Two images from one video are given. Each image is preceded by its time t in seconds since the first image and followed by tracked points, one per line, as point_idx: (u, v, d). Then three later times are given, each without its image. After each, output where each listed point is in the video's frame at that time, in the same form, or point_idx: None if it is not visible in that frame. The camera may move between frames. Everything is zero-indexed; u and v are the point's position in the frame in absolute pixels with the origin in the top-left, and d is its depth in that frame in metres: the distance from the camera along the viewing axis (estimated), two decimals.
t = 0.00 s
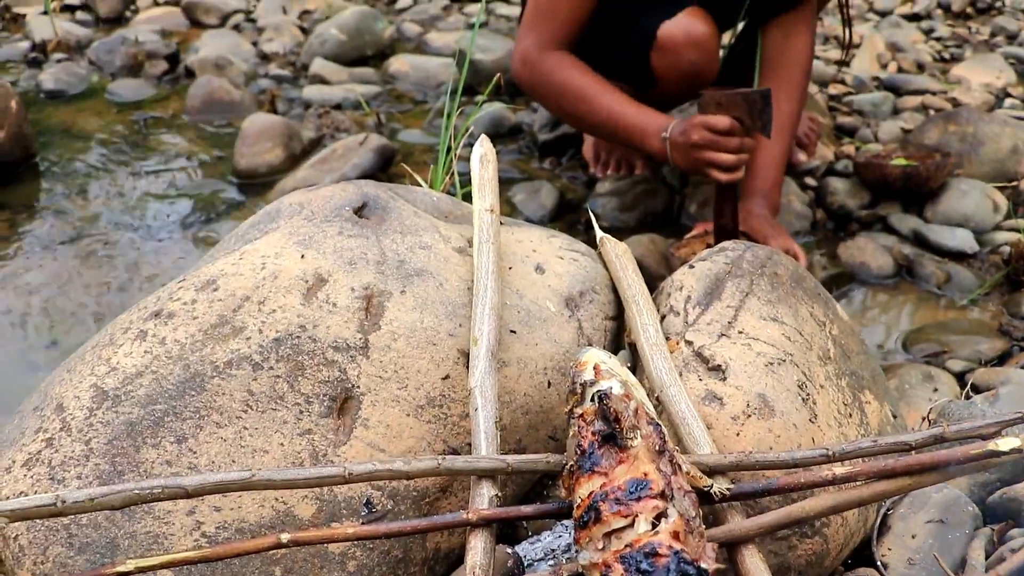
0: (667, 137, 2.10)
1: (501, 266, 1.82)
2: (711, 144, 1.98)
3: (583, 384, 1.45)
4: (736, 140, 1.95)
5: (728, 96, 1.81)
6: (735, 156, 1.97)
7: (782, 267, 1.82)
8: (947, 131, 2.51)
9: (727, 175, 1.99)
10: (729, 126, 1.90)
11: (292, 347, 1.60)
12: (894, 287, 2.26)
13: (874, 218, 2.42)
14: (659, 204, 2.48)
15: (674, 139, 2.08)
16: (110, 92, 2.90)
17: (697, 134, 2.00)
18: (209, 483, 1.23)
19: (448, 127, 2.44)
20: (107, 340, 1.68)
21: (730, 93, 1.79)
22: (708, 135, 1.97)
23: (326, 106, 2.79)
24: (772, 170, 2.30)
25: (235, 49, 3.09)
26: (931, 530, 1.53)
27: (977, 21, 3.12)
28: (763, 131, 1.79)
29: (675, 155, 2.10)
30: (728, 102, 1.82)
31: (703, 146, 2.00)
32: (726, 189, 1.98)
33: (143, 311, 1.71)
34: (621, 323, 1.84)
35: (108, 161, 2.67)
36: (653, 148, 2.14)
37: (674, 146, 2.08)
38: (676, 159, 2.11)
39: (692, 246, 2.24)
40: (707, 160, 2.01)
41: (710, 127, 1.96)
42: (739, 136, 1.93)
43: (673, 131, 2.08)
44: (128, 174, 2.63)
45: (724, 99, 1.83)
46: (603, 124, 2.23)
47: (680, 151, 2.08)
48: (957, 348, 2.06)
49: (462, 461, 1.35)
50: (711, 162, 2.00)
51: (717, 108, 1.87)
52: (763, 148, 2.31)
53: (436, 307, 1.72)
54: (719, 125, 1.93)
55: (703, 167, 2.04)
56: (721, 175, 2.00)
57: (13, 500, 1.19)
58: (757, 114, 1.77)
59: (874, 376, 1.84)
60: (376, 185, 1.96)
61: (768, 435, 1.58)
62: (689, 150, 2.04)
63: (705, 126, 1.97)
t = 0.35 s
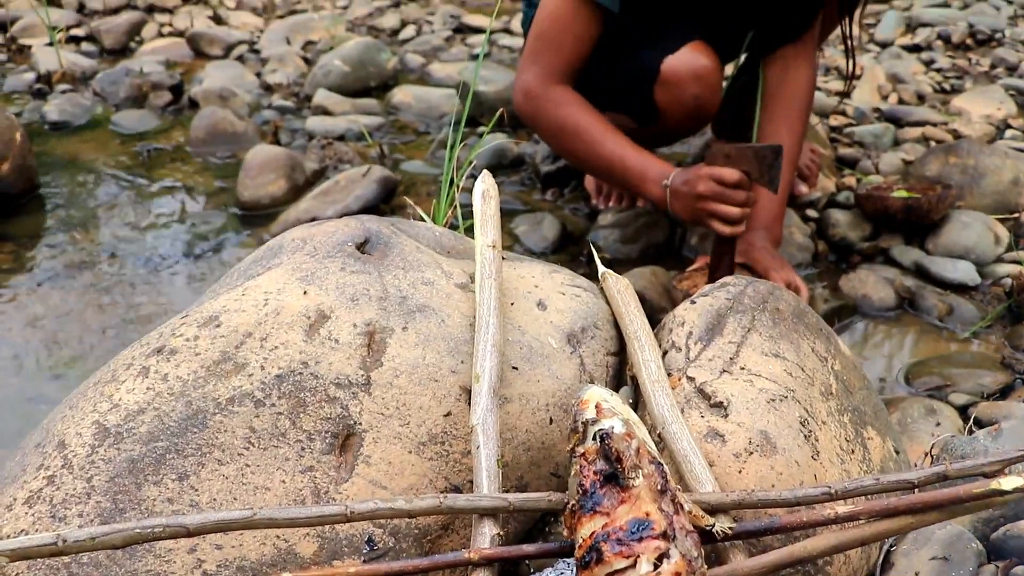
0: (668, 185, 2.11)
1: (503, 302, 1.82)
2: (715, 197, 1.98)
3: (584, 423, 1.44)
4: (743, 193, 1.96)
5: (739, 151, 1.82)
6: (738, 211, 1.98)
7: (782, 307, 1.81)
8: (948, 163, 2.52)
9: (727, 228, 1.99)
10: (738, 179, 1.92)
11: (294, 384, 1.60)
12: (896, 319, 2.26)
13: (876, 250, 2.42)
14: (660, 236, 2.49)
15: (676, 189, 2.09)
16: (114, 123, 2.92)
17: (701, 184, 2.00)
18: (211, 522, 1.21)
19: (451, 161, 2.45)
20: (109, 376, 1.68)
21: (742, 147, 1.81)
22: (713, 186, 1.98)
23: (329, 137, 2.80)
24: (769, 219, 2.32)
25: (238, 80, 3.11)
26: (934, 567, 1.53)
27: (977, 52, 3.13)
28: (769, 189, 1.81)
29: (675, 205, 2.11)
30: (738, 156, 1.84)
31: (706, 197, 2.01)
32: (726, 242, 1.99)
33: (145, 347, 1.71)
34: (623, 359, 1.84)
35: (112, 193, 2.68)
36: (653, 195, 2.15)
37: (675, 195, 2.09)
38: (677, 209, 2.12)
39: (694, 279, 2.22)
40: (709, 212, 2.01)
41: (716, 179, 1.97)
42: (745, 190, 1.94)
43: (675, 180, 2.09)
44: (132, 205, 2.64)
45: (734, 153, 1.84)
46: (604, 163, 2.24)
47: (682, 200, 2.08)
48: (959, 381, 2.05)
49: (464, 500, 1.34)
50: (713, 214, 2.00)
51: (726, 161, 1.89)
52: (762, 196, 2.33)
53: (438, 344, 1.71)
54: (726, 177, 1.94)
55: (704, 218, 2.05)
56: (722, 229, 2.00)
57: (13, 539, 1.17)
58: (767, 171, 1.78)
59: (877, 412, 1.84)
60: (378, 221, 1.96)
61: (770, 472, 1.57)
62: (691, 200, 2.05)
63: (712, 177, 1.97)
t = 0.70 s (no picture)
0: (673, 213, 2.11)
1: (504, 343, 1.82)
2: (716, 223, 1.98)
3: (585, 468, 1.43)
4: (743, 218, 1.96)
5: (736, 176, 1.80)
6: (740, 235, 1.97)
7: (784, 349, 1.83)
8: (949, 201, 2.53)
9: (732, 253, 1.98)
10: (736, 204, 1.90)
11: (295, 427, 1.60)
12: (898, 357, 2.25)
13: (878, 287, 2.42)
14: (662, 273, 2.49)
15: (680, 216, 2.09)
16: (118, 158, 2.93)
17: (702, 211, 2.00)
18: (209, 567, 1.22)
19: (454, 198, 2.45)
20: (110, 417, 1.67)
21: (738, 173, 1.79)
22: (714, 213, 1.97)
23: (331, 173, 2.81)
24: (776, 245, 2.32)
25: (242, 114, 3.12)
26: None
27: (978, 89, 3.14)
28: (769, 212, 1.79)
29: (681, 232, 2.10)
30: (735, 181, 1.82)
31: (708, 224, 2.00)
32: (731, 267, 1.98)
33: (146, 388, 1.71)
34: (624, 401, 1.84)
35: (115, 228, 2.69)
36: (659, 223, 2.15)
37: (680, 222, 2.09)
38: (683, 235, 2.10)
39: (696, 317, 2.23)
40: (712, 239, 2.01)
41: (716, 206, 1.97)
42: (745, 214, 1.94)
43: (679, 207, 2.09)
44: (134, 240, 2.65)
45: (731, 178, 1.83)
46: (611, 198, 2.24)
47: (688, 226, 2.07)
48: (962, 421, 2.04)
49: (465, 545, 1.33)
50: (716, 240, 2.00)
51: (724, 187, 1.87)
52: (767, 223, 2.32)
53: (439, 386, 1.71)
54: (724, 203, 1.93)
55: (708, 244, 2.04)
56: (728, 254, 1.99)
57: None
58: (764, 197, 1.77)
59: (879, 454, 1.83)
60: (380, 261, 1.97)
61: (771, 517, 1.57)
62: (695, 226, 2.04)
63: (711, 203, 1.97)
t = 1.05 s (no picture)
0: (669, 255, 2.14)
1: (505, 376, 1.82)
2: (716, 266, 2.02)
3: (585, 504, 1.42)
4: (743, 262, 2.00)
5: (738, 221, 1.90)
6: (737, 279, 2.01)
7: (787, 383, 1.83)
8: (951, 233, 2.53)
9: (726, 297, 1.99)
10: (737, 248, 1.97)
11: (295, 459, 1.59)
12: (900, 390, 2.25)
13: (879, 319, 2.42)
14: (664, 304, 2.49)
15: (677, 257, 2.12)
16: (122, 185, 2.93)
17: (701, 253, 2.04)
18: None
19: (458, 228, 2.44)
20: (110, 449, 1.67)
21: (741, 216, 1.89)
22: (715, 256, 2.02)
23: (334, 201, 2.82)
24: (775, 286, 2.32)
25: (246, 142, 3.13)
26: None
27: (979, 120, 3.15)
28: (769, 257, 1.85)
29: (676, 274, 2.14)
30: (738, 225, 1.91)
31: (707, 266, 2.04)
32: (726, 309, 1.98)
33: (147, 419, 1.70)
34: (625, 435, 1.83)
35: (117, 255, 2.69)
36: (653, 263, 2.18)
37: (677, 263, 2.12)
38: (678, 278, 2.14)
39: (698, 348, 2.26)
40: (711, 282, 2.03)
41: (717, 248, 2.01)
42: (744, 261, 2.00)
43: (676, 249, 2.13)
44: (136, 267, 2.65)
45: (734, 222, 1.92)
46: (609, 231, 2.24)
47: (683, 269, 2.11)
48: (963, 455, 2.03)
49: None
50: (714, 283, 2.02)
51: (726, 231, 1.95)
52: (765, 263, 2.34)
53: (440, 419, 1.70)
54: (726, 246, 1.99)
55: (705, 287, 2.07)
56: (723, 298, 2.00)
57: None
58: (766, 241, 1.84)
59: (881, 489, 1.82)
60: (382, 293, 1.97)
61: (772, 553, 1.56)
62: (692, 268, 2.08)
63: (713, 246, 2.02)
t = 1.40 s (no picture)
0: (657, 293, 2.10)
1: (509, 409, 1.81)
2: (693, 315, 2.01)
3: (589, 539, 1.42)
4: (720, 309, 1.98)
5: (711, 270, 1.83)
6: (717, 326, 1.98)
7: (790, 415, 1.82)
8: (954, 263, 2.53)
9: (712, 343, 1.98)
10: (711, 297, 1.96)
11: (298, 491, 1.59)
12: (903, 421, 2.24)
13: (883, 349, 2.42)
14: (667, 333, 2.49)
15: (664, 297, 2.08)
16: (126, 212, 2.94)
17: (678, 303, 2.04)
18: None
19: (460, 258, 2.45)
20: (112, 480, 1.66)
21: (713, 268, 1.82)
22: (690, 306, 2.01)
23: (337, 229, 2.82)
24: (777, 314, 2.29)
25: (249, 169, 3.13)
26: None
27: (982, 149, 3.16)
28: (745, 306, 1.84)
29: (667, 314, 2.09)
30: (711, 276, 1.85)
31: (687, 316, 2.03)
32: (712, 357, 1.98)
33: (150, 451, 1.68)
34: (629, 468, 1.83)
35: (120, 282, 2.69)
36: (645, 300, 2.13)
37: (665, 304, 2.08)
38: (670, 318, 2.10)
39: (699, 377, 2.24)
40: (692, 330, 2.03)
41: (691, 298, 2.01)
42: (721, 308, 1.97)
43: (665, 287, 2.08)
44: (139, 294, 2.65)
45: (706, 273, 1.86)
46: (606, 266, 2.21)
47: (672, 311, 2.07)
48: (967, 487, 2.02)
49: None
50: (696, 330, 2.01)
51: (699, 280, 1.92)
52: (764, 292, 2.32)
53: (444, 452, 1.69)
54: (700, 296, 1.99)
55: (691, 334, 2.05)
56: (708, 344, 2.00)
57: None
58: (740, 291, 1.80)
59: (886, 522, 1.81)
60: (385, 324, 1.96)
61: None
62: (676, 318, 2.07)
63: (686, 296, 2.01)
